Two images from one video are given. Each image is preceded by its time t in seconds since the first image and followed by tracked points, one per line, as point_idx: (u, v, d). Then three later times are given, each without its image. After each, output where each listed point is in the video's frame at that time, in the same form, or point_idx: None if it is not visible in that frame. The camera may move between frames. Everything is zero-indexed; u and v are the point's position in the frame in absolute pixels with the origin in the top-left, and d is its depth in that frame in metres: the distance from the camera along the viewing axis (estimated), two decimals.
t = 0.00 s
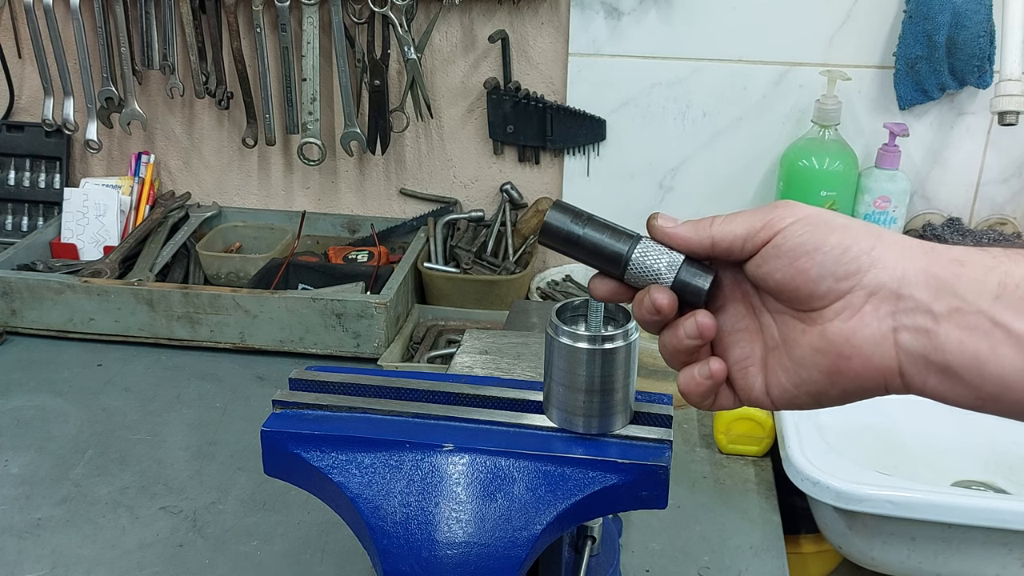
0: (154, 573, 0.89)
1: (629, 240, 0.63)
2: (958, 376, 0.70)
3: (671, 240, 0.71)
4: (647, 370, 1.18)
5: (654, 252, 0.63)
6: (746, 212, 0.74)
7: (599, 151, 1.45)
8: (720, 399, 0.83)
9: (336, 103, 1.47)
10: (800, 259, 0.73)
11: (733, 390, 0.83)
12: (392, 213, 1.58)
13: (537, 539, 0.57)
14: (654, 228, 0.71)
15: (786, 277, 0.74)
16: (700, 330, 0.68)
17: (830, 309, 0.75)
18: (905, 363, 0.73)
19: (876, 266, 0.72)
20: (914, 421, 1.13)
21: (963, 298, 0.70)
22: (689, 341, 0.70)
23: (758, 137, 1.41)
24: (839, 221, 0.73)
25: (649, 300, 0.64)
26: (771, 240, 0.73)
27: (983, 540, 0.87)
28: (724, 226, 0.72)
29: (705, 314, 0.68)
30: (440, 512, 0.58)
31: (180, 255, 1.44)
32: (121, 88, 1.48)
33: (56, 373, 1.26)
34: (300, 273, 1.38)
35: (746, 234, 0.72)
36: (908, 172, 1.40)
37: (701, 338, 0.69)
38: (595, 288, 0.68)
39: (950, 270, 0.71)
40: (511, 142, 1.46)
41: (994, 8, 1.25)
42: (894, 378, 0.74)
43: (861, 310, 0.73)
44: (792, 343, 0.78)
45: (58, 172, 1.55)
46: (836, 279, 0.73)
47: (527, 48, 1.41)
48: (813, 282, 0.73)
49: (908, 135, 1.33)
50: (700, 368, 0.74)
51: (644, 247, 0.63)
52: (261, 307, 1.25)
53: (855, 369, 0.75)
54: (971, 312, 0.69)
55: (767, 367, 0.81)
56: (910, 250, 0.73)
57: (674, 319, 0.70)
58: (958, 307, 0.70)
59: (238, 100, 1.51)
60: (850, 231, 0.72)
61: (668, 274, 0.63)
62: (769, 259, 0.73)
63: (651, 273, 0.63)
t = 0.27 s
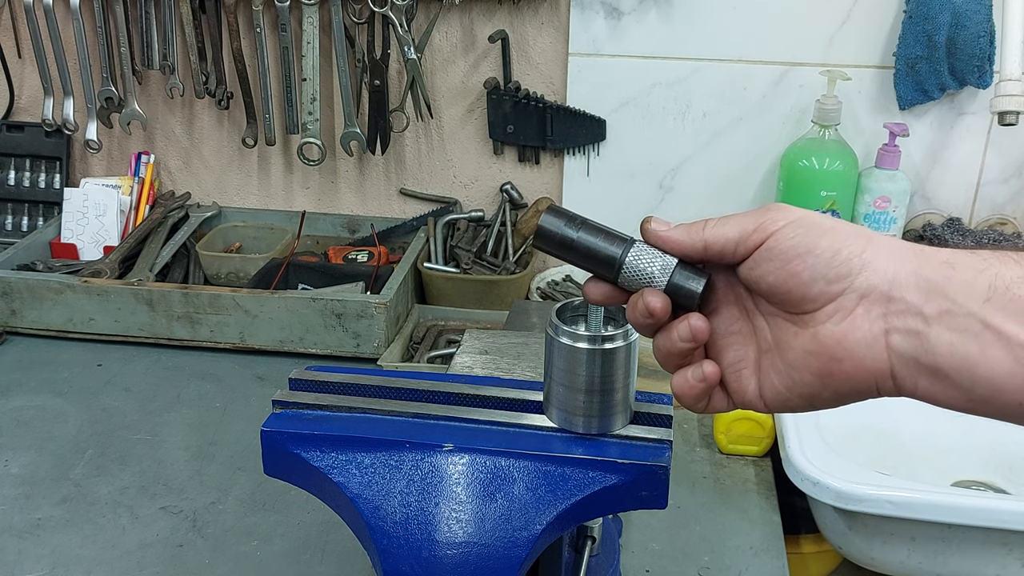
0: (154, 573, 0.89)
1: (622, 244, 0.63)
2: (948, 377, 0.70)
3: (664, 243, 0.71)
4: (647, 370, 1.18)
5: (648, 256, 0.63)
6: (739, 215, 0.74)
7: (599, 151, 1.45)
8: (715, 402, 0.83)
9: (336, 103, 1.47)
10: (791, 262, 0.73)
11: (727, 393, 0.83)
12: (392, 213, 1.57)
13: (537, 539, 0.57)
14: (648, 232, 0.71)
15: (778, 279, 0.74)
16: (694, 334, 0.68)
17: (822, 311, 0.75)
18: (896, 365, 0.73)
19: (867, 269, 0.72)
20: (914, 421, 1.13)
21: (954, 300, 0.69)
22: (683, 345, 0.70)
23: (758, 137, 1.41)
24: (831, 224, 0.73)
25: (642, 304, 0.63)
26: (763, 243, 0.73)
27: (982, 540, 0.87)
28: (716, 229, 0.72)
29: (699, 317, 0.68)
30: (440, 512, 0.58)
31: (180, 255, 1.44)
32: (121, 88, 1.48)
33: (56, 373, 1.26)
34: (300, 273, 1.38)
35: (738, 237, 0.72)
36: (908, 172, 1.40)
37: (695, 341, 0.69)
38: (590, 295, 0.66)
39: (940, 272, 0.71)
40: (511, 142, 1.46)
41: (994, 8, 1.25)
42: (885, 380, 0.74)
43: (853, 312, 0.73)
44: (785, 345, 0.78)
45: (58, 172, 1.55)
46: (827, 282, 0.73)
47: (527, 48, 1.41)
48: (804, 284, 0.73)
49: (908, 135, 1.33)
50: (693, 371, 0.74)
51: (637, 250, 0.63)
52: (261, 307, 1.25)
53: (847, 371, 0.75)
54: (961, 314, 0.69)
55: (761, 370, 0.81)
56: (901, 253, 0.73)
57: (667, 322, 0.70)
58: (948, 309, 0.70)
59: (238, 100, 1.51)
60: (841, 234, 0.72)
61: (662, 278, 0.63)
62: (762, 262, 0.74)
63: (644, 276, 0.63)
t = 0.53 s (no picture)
0: (154, 573, 0.89)
1: (621, 243, 0.63)
2: (946, 378, 0.70)
3: (663, 242, 0.70)
4: (647, 370, 1.18)
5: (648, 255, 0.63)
6: (737, 215, 0.74)
7: (599, 151, 1.45)
8: (713, 402, 0.83)
9: (336, 103, 1.47)
10: (790, 262, 0.73)
11: (726, 392, 0.83)
12: (392, 213, 1.57)
13: (537, 539, 0.57)
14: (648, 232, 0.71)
15: (776, 279, 0.74)
16: (692, 332, 0.68)
17: (820, 311, 0.74)
18: (894, 365, 0.73)
19: (865, 269, 0.72)
20: (914, 421, 1.13)
21: (952, 301, 0.69)
22: (682, 344, 0.69)
23: (758, 137, 1.41)
24: (829, 224, 0.73)
25: (641, 303, 0.63)
26: (761, 243, 0.73)
27: (983, 540, 0.87)
28: (715, 229, 0.71)
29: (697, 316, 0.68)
30: (440, 512, 0.58)
31: (180, 255, 1.44)
32: (121, 88, 1.48)
33: (56, 373, 1.26)
34: (300, 273, 1.38)
35: (737, 237, 0.72)
36: (908, 172, 1.40)
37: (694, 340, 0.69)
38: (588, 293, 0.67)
39: (938, 273, 0.71)
40: (511, 142, 1.46)
41: (994, 8, 1.25)
42: (884, 380, 0.74)
43: (851, 312, 0.73)
44: (784, 345, 0.78)
45: (58, 172, 1.55)
46: (826, 282, 0.73)
47: (527, 48, 1.41)
48: (803, 284, 0.73)
49: (908, 135, 1.33)
50: (692, 370, 0.74)
51: (636, 249, 0.63)
52: (261, 307, 1.25)
53: (845, 371, 0.75)
54: (959, 314, 0.69)
55: (759, 369, 0.81)
56: (899, 253, 0.73)
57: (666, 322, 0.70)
58: (947, 309, 0.69)
59: (238, 100, 1.51)
60: (839, 234, 0.72)
61: (660, 277, 0.62)
62: (760, 262, 0.73)
63: (643, 275, 0.63)
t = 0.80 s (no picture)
0: (154, 573, 0.89)
1: (622, 241, 0.63)
2: (948, 375, 0.70)
3: (664, 240, 0.71)
4: (647, 370, 1.18)
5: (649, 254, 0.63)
6: (738, 212, 0.74)
7: (599, 151, 1.45)
8: (714, 399, 0.83)
9: (336, 103, 1.47)
10: (791, 258, 0.73)
11: (727, 389, 0.83)
12: (392, 213, 1.57)
13: (537, 539, 0.57)
14: (648, 228, 0.71)
15: (777, 276, 0.74)
16: (694, 330, 0.68)
17: (821, 308, 0.75)
18: (895, 362, 0.73)
19: (866, 266, 0.72)
20: (915, 421, 1.13)
21: (952, 298, 0.69)
22: (682, 341, 0.69)
23: (758, 137, 1.41)
24: (830, 220, 0.73)
25: (642, 301, 0.64)
26: (762, 240, 0.73)
27: (983, 540, 0.87)
28: (716, 226, 0.71)
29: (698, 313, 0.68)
30: (440, 512, 0.58)
31: (180, 255, 1.44)
32: (121, 88, 1.48)
33: (56, 373, 1.26)
34: (300, 273, 1.38)
35: (738, 234, 0.72)
36: (908, 172, 1.40)
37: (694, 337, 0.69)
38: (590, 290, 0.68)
39: (939, 270, 0.71)
40: (511, 142, 1.46)
41: (994, 8, 1.25)
42: (885, 377, 0.74)
43: (852, 309, 0.73)
44: (784, 343, 0.78)
45: (58, 172, 1.55)
46: (827, 279, 0.73)
47: (527, 48, 1.41)
48: (804, 281, 0.73)
49: (908, 135, 1.33)
50: (693, 368, 0.74)
51: (637, 247, 0.63)
52: (261, 307, 1.25)
53: (846, 368, 0.75)
54: (961, 311, 0.69)
55: (760, 367, 0.81)
56: (900, 250, 0.73)
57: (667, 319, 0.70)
58: (948, 306, 0.69)
59: (238, 100, 1.51)
60: (840, 231, 0.72)
61: (661, 275, 0.63)
62: (761, 259, 0.74)
63: (644, 273, 0.63)
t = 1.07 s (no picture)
0: (154, 573, 0.89)
1: (625, 246, 0.63)
2: (951, 377, 0.70)
3: (667, 246, 0.69)
4: (647, 371, 1.18)
5: (650, 260, 0.63)
6: (740, 216, 0.73)
7: (599, 151, 1.45)
8: (718, 403, 0.82)
9: (336, 103, 1.47)
10: (794, 262, 0.72)
11: (731, 393, 0.82)
12: (392, 214, 1.57)
13: (537, 539, 0.57)
14: (653, 236, 0.70)
15: (781, 280, 0.73)
16: (697, 335, 0.68)
17: (825, 311, 0.74)
18: (899, 365, 0.73)
19: (869, 269, 0.72)
20: (914, 421, 1.13)
21: (955, 300, 0.70)
22: (686, 345, 0.69)
23: (758, 137, 1.41)
24: (832, 223, 0.73)
25: (645, 306, 0.63)
26: (765, 244, 0.72)
27: (983, 541, 0.87)
28: (719, 230, 0.71)
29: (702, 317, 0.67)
30: (440, 512, 0.58)
31: (180, 255, 1.44)
32: (121, 88, 1.48)
33: (56, 373, 1.26)
34: (300, 273, 1.38)
35: (741, 239, 0.72)
36: (908, 172, 1.40)
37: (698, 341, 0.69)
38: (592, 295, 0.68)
39: (942, 272, 0.71)
40: (511, 142, 1.46)
41: (994, 9, 1.25)
42: (888, 379, 0.74)
43: (856, 312, 0.73)
44: (788, 346, 0.78)
45: (58, 172, 1.55)
46: (830, 282, 0.73)
47: (527, 48, 1.41)
48: (807, 285, 0.73)
49: (908, 135, 1.33)
50: (697, 372, 0.74)
51: (641, 252, 0.63)
52: (261, 307, 1.25)
53: (850, 371, 0.75)
54: (964, 313, 0.69)
55: (764, 370, 0.80)
56: (902, 252, 0.73)
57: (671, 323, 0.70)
58: (950, 308, 0.70)
59: (238, 100, 1.51)
60: (843, 234, 0.72)
61: (665, 279, 0.63)
62: (764, 263, 0.73)
63: (648, 278, 0.62)
